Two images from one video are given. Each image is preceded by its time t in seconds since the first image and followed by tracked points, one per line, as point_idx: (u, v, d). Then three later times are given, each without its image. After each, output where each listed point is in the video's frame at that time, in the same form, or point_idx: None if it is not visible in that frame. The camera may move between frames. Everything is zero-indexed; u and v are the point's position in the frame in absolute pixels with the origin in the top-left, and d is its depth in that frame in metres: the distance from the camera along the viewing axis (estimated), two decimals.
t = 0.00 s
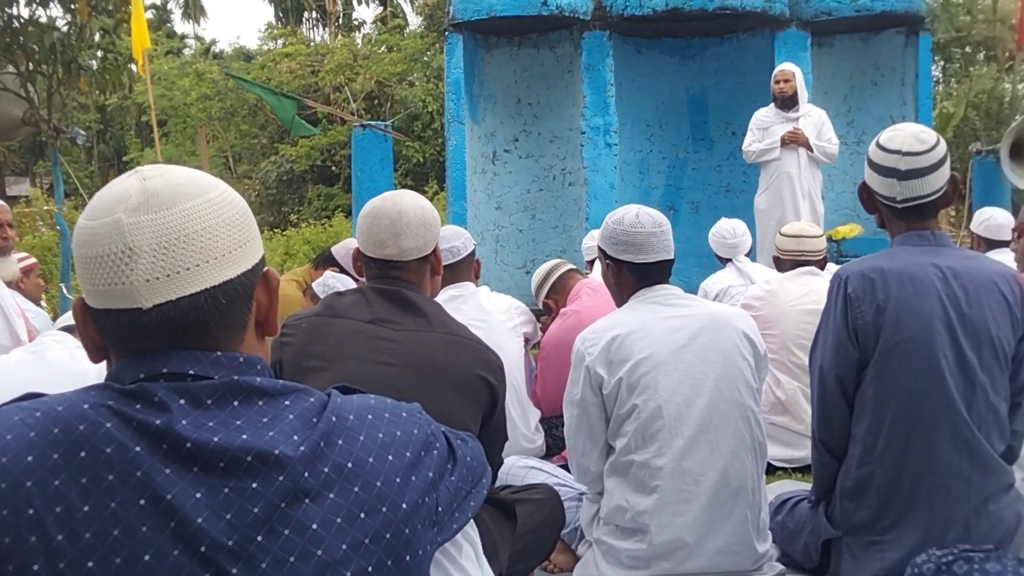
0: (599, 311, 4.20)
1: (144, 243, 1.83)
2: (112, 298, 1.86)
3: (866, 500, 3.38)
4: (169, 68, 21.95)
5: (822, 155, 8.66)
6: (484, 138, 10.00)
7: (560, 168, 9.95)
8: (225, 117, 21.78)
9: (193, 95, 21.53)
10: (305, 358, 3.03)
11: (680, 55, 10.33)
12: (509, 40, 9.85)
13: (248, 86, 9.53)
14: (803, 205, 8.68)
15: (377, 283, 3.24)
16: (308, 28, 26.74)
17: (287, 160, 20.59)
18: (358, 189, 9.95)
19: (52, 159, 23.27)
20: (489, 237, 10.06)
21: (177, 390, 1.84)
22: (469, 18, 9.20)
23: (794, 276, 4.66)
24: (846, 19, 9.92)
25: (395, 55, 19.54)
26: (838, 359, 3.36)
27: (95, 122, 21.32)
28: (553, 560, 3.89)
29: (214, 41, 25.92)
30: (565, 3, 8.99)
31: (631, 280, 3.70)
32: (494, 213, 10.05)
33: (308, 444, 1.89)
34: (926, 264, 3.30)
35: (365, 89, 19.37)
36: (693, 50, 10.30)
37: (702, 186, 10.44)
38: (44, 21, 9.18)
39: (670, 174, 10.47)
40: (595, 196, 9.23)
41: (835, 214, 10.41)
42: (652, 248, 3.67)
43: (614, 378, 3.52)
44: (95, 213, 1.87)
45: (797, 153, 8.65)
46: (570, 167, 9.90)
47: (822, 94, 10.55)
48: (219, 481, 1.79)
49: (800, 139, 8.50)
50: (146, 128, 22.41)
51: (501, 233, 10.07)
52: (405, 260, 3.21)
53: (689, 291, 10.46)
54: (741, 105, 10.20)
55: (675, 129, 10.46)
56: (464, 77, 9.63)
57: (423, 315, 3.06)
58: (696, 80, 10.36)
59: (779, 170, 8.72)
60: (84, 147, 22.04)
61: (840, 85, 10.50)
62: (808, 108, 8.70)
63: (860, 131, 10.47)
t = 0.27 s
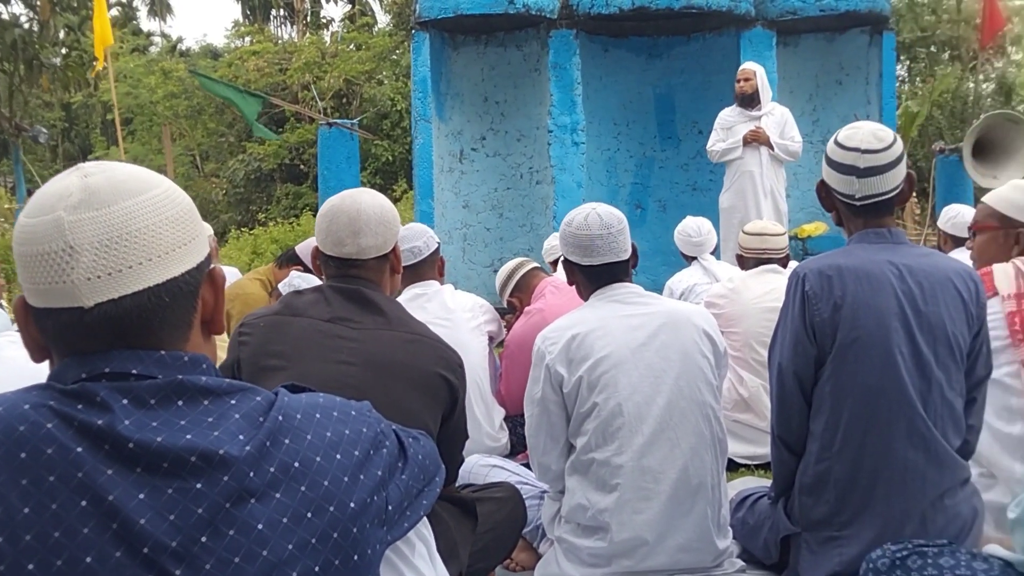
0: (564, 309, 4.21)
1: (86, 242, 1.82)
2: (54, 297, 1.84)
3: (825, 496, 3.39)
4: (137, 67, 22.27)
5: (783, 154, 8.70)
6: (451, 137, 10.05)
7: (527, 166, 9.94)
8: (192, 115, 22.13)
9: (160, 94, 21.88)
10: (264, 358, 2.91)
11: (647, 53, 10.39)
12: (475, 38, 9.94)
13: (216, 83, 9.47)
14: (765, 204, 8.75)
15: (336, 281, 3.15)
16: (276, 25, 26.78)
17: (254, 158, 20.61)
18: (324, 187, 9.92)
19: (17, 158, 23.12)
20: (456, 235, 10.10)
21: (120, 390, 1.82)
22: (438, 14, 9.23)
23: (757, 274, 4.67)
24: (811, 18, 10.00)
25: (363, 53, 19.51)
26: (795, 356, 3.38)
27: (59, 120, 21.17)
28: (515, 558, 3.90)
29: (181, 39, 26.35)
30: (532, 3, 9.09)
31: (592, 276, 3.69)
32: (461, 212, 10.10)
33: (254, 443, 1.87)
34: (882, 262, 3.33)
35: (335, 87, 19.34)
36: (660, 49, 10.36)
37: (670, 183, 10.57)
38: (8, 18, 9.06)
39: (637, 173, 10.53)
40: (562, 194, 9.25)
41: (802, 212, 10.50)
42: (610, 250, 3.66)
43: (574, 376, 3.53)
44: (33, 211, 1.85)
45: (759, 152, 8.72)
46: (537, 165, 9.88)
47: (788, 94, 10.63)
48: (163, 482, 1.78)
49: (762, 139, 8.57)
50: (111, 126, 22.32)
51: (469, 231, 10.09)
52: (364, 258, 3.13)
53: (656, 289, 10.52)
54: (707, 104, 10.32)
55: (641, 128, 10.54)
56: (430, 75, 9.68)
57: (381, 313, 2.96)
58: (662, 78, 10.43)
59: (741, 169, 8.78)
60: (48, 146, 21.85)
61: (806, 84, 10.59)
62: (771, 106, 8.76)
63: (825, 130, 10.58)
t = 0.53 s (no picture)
0: (529, 306, 4.21)
1: (28, 239, 1.79)
2: None
3: (786, 492, 3.40)
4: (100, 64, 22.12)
5: (746, 151, 8.72)
6: (419, 134, 10.07)
7: (496, 164, 9.94)
8: (158, 113, 22.24)
9: (125, 92, 21.71)
10: (222, 357, 2.86)
11: (614, 51, 10.45)
12: (442, 36, 9.95)
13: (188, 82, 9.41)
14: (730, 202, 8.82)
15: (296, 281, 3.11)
16: (243, 23, 26.95)
17: (222, 157, 20.63)
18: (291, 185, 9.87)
19: None
20: (424, 233, 10.14)
21: (64, 389, 1.80)
22: (404, 12, 9.26)
23: (722, 271, 4.71)
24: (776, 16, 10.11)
25: (331, 51, 19.73)
26: (756, 353, 3.39)
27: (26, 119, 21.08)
28: (479, 557, 3.90)
29: (147, 37, 26.39)
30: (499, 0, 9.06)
31: (555, 274, 3.69)
32: (429, 211, 10.12)
33: (202, 443, 1.86)
34: (841, 258, 3.35)
35: (303, 85, 19.64)
36: (627, 46, 10.42)
37: (637, 181, 10.61)
38: None
39: (605, 171, 10.60)
40: (530, 192, 9.37)
41: (769, 210, 10.54)
42: (571, 249, 3.65)
43: (537, 373, 3.52)
44: None
45: (722, 150, 8.77)
46: (506, 163, 9.87)
47: (755, 92, 10.85)
48: (108, 483, 1.77)
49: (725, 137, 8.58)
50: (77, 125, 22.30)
51: (437, 229, 10.14)
52: (324, 256, 3.10)
53: (623, 287, 10.63)
54: (675, 101, 10.38)
55: (609, 125, 10.60)
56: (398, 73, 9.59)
57: (343, 312, 2.93)
58: (630, 77, 10.50)
59: (705, 167, 8.83)
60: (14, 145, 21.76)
61: (772, 83, 10.82)
62: (735, 104, 8.79)
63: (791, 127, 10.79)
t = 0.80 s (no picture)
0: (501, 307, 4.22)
1: None
2: None
3: (756, 492, 3.41)
4: (74, 65, 22.31)
5: (717, 152, 8.74)
6: (393, 135, 10.09)
7: (469, 164, 9.97)
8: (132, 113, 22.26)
9: (98, 92, 22.06)
10: (189, 360, 2.83)
11: (587, 52, 10.48)
12: (416, 37, 9.95)
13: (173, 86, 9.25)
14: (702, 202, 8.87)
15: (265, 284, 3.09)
16: (216, 23, 27.14)
17: (197, 157, 20.64)
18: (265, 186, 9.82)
19: None
20: (399, 234, 10.15)
21: (20, 395, 1.79)
22: (377, 12, 9.28)
23: (694, 272, 4.76)
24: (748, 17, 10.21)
25: (305, 51, 19.96)
26: (726, 354, 3.40)
27: None
28: (451, 558, 3.90)
29: (120, 38, 26.39)
30: None
31: (526, 274, 3.68)
32: (403, 211, 10.14)
33: (161, 448, 1.85)
34: (809, 259, 3.37)
35: (277, 85, 19.82)
36: (601, 46, 10.46)
37: (611, 181, 10.66)
38: None
39: (579, 172, 10.61)
40: (504, 192, 9.37)
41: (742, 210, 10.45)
42: (541, 250, 3.64)
43: (508, 374, 3.51)
44: None
45: (693, 150, 8.81)
46: (479, 164, 9.91)
47: (728, 92, 10.90)
48: (66, 489, 1.77)
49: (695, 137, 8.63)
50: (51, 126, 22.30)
51: (411, 230, 10.14)
52: (293, 259, 3.07)
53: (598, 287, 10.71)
54: (647, 101, 10.47)
55: (583, 127, 10.63)
56: (370, 73, 9.77)
57: (312, 315, 2.91)
58: (604, 78, 10.53)
59: (677, 168, 8.87)
60: None
61: (745, 83, 10.89)
62: (706, 103, 8.83)
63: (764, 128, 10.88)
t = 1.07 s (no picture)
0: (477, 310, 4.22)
1: None
2: None
3: (731, 494, 3.42)
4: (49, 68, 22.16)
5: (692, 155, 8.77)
6: (370, 138, 10.12)
7: (446, 167, 9.99)
8: (107, 116, 22.15)
9: (73, 94, 21.65)
10: (161, 365, 2.81)
11: (564, 54, 10.59)
12: (393, 39, 9.95)
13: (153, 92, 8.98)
14: (677, 205, 8.89)
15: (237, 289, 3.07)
16: (191, 26, 27.05)
17: (173, 161, 20.54)
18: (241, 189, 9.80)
19: None
20: (376, 237, 10.18)
21: None
22: (352, 15, 9.30)
23: (670, 275, 4.76)
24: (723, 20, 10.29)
25: (282, 54, 19.88)
26: (700, 357, 3.40)
27: None
28: (426, 562, 3.88)
29: (94, 41, 26.24)
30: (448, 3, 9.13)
31: (501, 277, 3.67)
32: (380, 214, 10.17)
33: (128, 455, 1.84)
34: (782, 261, 3.38)
35: (253, 88, 19.79)
36: (578, 49, 10.58)
37: (588, 184, 10.79)
38: None
39: (556, 174, 10.78)
40: (481, 195, 9.42)
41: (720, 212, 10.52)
42: (517, 252, 3.64)
43: (484, 378, 3.51)
44: None
45: (667, 153, 8.85)
46: (455, 167, 9.94)
47: (704, 95, 10.94)
48: (31, 497, 1.76)
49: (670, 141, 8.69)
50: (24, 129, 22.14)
51: (389, 233, 10.17)
52: (264, 263, 3.06)
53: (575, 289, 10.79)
54: (624, 103, 10.59)
55: (561, 129, 10.76)
56: (347, 76, 9.92)
57: (283, 318, 2.90)
58: (581, 80, 10.68)
59: (652, 171, 8.92)
60: None
61: (722, 86, 10.94)
62: (682, 107, 8.86)
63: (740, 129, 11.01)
